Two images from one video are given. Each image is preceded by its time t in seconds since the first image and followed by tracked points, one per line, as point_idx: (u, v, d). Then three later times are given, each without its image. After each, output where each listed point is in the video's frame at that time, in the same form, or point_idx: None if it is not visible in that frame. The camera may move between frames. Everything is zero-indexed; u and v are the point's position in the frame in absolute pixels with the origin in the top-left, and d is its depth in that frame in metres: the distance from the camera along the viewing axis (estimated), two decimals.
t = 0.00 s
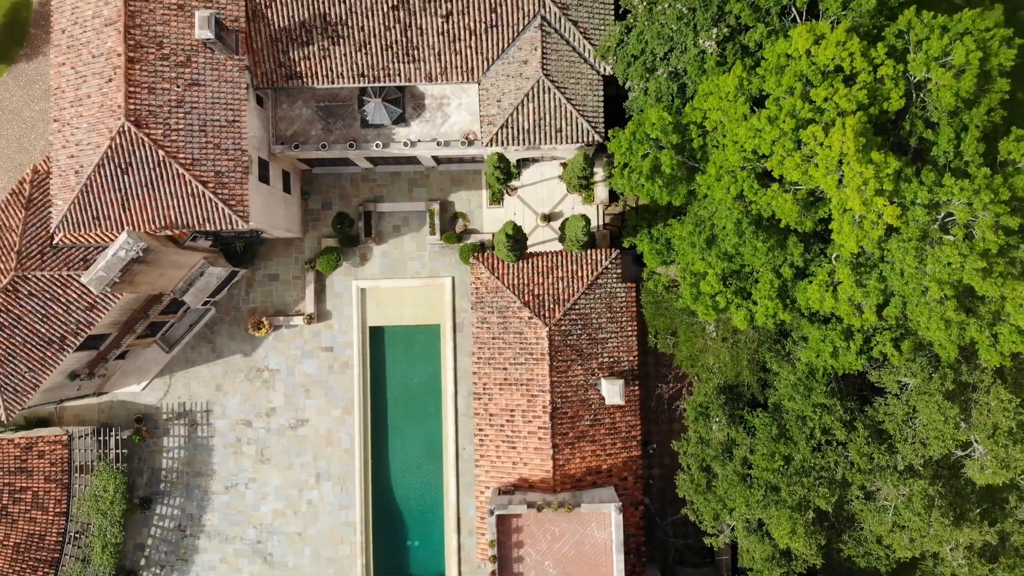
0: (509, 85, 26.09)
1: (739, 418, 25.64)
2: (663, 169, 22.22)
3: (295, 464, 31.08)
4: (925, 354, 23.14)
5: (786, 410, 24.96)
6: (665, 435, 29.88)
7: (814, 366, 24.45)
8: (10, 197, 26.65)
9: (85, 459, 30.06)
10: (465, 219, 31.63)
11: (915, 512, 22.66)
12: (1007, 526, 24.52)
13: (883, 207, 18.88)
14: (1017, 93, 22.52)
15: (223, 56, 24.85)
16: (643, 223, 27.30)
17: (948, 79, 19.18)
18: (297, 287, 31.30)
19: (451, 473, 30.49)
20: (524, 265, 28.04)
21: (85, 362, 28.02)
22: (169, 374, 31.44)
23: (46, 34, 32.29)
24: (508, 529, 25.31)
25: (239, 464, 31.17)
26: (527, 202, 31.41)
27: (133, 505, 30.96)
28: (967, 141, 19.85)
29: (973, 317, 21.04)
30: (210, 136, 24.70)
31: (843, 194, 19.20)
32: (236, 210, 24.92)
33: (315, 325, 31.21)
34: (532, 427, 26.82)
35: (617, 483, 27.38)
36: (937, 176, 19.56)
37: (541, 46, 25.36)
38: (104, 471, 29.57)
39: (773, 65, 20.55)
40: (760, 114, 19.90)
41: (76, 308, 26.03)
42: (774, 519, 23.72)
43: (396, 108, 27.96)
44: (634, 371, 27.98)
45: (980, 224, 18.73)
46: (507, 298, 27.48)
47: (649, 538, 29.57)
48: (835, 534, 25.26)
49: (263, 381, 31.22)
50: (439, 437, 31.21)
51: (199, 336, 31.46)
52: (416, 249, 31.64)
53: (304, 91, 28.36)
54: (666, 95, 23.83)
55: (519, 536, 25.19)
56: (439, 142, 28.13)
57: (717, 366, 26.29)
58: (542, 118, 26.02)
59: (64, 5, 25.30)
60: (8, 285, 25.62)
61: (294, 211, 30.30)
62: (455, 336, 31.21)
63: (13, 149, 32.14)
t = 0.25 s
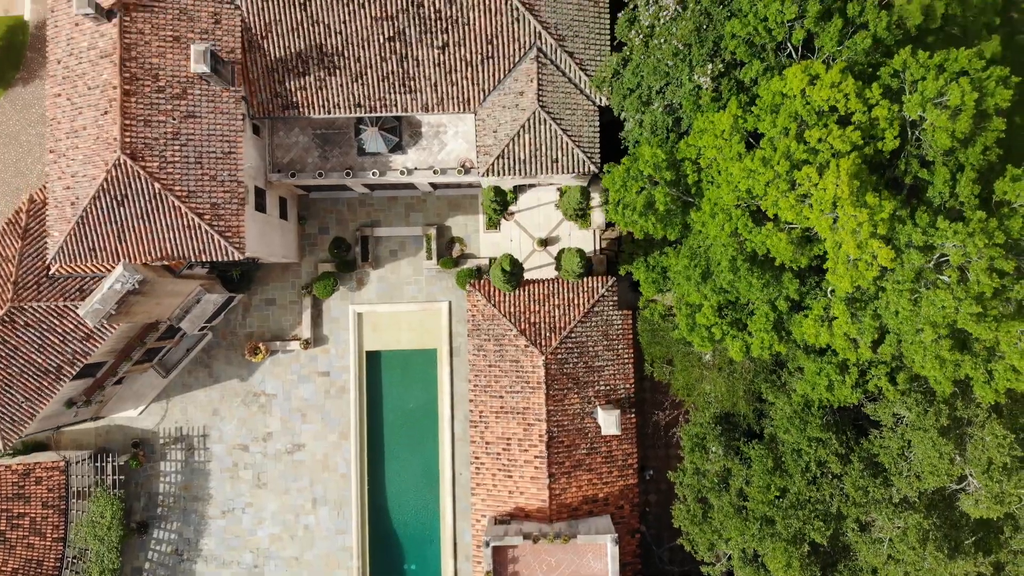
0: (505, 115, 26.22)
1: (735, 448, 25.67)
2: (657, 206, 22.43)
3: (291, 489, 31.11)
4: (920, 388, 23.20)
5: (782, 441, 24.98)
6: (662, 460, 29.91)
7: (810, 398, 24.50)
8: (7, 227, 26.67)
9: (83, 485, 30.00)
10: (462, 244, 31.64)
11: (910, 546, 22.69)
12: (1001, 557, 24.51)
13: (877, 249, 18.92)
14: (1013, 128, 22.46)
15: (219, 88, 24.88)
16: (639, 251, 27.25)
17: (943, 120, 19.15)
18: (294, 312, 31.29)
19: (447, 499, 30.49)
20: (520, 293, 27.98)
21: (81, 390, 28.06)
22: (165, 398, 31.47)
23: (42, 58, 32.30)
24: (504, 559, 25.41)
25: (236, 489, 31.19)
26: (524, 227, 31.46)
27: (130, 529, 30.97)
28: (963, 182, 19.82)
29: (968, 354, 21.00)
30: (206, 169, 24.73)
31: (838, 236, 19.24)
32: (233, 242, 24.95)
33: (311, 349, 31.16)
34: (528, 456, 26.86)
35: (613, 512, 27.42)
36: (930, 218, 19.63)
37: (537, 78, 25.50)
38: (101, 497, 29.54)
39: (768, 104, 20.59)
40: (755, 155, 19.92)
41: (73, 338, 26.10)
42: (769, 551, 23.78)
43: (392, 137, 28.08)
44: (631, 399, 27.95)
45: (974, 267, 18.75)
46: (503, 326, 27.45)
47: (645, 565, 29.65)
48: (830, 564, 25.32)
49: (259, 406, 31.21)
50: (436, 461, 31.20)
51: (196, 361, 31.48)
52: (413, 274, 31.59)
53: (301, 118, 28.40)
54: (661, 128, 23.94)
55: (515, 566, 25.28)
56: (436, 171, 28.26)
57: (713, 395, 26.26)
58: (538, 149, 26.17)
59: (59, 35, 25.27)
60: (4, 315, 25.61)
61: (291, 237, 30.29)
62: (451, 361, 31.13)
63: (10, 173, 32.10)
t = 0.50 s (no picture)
0: (502, 143, 26.39)
1: (731, 477, 25.66)
2: (652, 239, 22.50)
3: (288, 512, 31.12)
4: (915, 420, 23.20)
5: (777, 470, 24.99)
6: (658, 484, 29.92)
7: (805, 427, 24.53)
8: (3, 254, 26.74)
9: (79, 508, 29.93)
10: (459, 266, 31.62)
11: None
12: None
13: (871, 288, 18.94)
14: (1007, 161, 22.49)
15: (215, 116, 24.89)
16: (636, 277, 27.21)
17: (937, 158, 19.17)
18: (290, 334, 31.25)
19: (443, 522, 30.51)
20: (517, 318, 27.91)
21: (78, 415, 28.03)
22: (162, 421, 31.45)
23: (38, 79, 32.29)
24: None
25: (233, 512, 31.20)
26: (520, 249, 31.41)
27: (127, 552, 30.97)
28: (959, 218, 19.74)
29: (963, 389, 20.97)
30: (201, 197, 24.72)
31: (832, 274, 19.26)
32: (228, 270, 24.94)
33: (308, 372, 31.14)
34: (524, 483, 26.86)
35: (609, 538, 27.47)
36: (924, 255, 19.65)
37: (533, 106, 25.65)
38: (98, 521, 29.47)
39: (762, 139, 20.63)
40: (750, 191, 19.93)
41: (69, 365, 26.10)
42: None
43: (389, 163, 28.17)
44: (627, 424, 27.90)
45: (968, 306, 18.76)
46: (499, 351, 27.41)
47: None
48: None
49: (256, 429, 31.20)
50: (432, 484, 31.20)
51: (192, 383, 31.46)
52: (409, 296, 31.50)
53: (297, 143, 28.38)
54: (657, 158, 24.00)
55: None
56: (432, 196, 28.36)
57: (709, 423, 26.34)
58: (534, 176, 26.31)
59: (54, 63, 25.25)
60: None
61: (287, 260, 30.23)
62: (448, 383, 31.09)
63: (6, 195, 32.08)
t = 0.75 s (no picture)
0: (497, 171, 26.46)
1: (726, 505, 25.64)
2: (647, 272, 22.62)
3: (284, 534, 31.14)
4: (909, 452, 23.24)
5: (773, 499, 25.00)
6: (655, 507, 29.98)
7: (800, 456, 24.54)
8: None
9: (76, 531, 30.00)
10: (455, 288, 31.56)
11: None
12: None
13: (865, 326, 18.95)
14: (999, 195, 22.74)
15: (210, 145, 24.87)
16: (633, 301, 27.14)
17: (932, 196, 19.18)
18: (286, 356, 31.24)
19: (440, 544, 30.50)
20: (512, 344, 27.88)
21: (74, 440, 27.98)
22: (158, 443, 31.50)
23: (35, 101, 32.28)
24: None
25: (229, 534, 31.23)
26: (517, 271, 31.37)
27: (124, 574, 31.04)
28: (953, 255, 19.75)
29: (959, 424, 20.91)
30: (196, 227, 24.72)
31: (825, 312, 19.30)
32: (223, 299, 24.92)
33: (303, 395, 31.15)
34: (519, 509, 26.88)
35: (605, 564, 27.49)
36: (919, 292, 19.65)
37: (528, 134, 25.75)
38: (95, 545, 29.40)
39: (756, 175, 20.71)
40: (744, 228, 19.95)
41: (64, 393, 26.12)
42: None
43: (385, 188, 28.11)
44: (623, 450, 27.88)
45: (963, 345, 18.76)
46: (495, 377, 27.37)
47: None
48: None
49: (252, 451, 31.21)
50: (429, 506, 31.20)
51: (188, 406, 31.48)
52: (406, 318, 31.43)
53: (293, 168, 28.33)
54: (652, 188, 23.99)
55: None
56: (428, 222, 28.36)
57: (705, 450, 26.35)
58: (530, 203, 26.35)
59: (49, 91, 25.25)
60: None
61: (283, 284, 30.22)
62: (444, 406, 31.04)
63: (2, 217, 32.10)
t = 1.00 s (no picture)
0: (492, 198, 26.47)
1: (721, 532, 25.63)
2: (642, 304, 22.59)
3: (280, 557, 31.18)
4: (904, 482, 23.23)
5: (767, 527, 25.02)
6: (650, 530, 30.04)
7: (795, 485, 24.55)
8: None
9: (73, 554, 29.97)
10: (451, 310, 31.50)
11: None
12: None
13: (858, 364, 18.94)
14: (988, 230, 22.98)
15: (204, 174, 24.86)
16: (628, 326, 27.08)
17: (925, 234, 19.18)
18: (282, 379, 31.24)
19: (435, 567, 30.55)
20: (508, 368, 27.81)
21: (69, 464, 27.81)
22: (154, 465, 31.53)
23: (30, 123, 32.24)
24: None
25: (225, 556, 31.27)
26: (513, 293, 31.30)
27: None
28: (946, 292, 19.76)
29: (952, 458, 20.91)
30: (191, 255, 24.71)
31: (818, 350, 19.30)
32: (218, 327, 24.91)
33: (299, 417, 31.16)
34: (514, 536, 26.89)
35: None
36: (912, 328, 19.65)
37: (523, 162, 25.85)
38: (90, 568, 29.69)
39: (749, 209, 20.75)
40: (736, 264, 19.97)
41: (60, 419, 26.18)
42: None
43: (380, 213, 28.05)
44: (618, 475, 27.89)
45: (955, 384, 18.77)
46: (490, 402, 27.34)
47: None
48: None
49: (248, 474, 31.25)
50: (424, 528, 31.23)
51: (184, 428, 31.49)
52: (401, 340, 31.36)
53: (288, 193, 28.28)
54: (647, 218, 24.00)
55: None
56: (423, 247, 28.35)
57: (700, 477, 26.36)
58: (525, 230, 26.36)
59: (43, 119, 25.23)
60: None
61: (278, 307, 30.18)
62: (440, 428, 31.03)
63: None
